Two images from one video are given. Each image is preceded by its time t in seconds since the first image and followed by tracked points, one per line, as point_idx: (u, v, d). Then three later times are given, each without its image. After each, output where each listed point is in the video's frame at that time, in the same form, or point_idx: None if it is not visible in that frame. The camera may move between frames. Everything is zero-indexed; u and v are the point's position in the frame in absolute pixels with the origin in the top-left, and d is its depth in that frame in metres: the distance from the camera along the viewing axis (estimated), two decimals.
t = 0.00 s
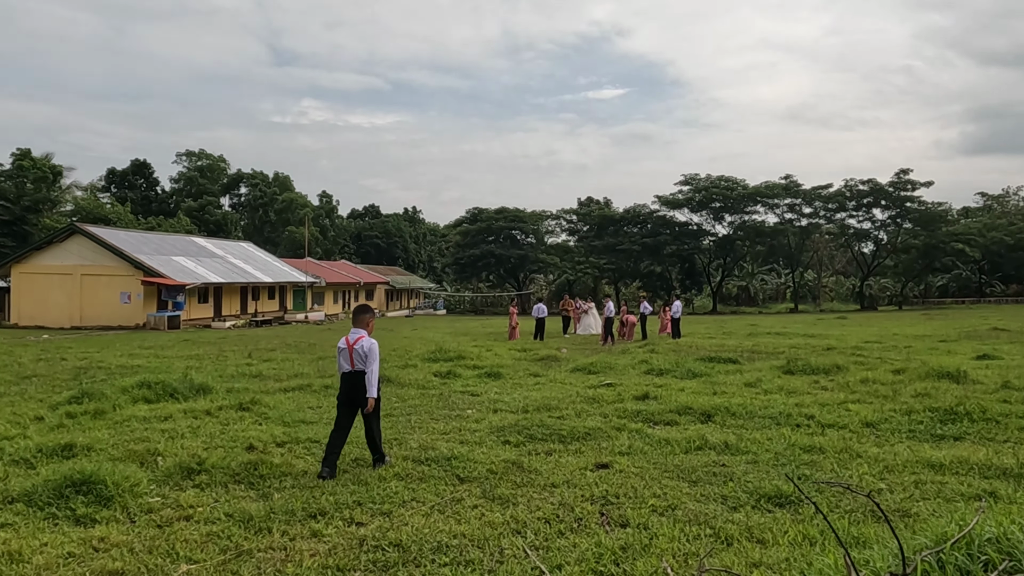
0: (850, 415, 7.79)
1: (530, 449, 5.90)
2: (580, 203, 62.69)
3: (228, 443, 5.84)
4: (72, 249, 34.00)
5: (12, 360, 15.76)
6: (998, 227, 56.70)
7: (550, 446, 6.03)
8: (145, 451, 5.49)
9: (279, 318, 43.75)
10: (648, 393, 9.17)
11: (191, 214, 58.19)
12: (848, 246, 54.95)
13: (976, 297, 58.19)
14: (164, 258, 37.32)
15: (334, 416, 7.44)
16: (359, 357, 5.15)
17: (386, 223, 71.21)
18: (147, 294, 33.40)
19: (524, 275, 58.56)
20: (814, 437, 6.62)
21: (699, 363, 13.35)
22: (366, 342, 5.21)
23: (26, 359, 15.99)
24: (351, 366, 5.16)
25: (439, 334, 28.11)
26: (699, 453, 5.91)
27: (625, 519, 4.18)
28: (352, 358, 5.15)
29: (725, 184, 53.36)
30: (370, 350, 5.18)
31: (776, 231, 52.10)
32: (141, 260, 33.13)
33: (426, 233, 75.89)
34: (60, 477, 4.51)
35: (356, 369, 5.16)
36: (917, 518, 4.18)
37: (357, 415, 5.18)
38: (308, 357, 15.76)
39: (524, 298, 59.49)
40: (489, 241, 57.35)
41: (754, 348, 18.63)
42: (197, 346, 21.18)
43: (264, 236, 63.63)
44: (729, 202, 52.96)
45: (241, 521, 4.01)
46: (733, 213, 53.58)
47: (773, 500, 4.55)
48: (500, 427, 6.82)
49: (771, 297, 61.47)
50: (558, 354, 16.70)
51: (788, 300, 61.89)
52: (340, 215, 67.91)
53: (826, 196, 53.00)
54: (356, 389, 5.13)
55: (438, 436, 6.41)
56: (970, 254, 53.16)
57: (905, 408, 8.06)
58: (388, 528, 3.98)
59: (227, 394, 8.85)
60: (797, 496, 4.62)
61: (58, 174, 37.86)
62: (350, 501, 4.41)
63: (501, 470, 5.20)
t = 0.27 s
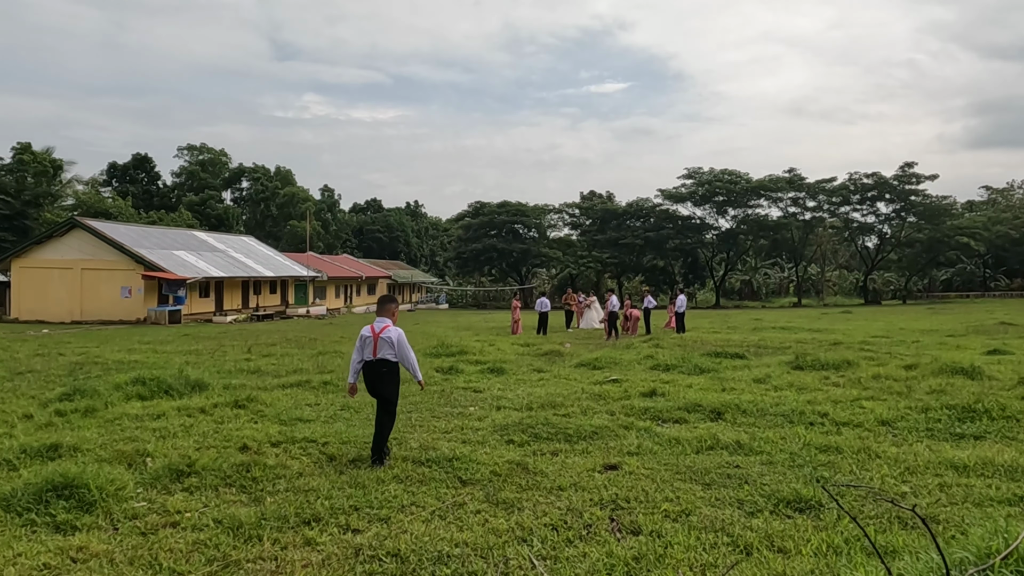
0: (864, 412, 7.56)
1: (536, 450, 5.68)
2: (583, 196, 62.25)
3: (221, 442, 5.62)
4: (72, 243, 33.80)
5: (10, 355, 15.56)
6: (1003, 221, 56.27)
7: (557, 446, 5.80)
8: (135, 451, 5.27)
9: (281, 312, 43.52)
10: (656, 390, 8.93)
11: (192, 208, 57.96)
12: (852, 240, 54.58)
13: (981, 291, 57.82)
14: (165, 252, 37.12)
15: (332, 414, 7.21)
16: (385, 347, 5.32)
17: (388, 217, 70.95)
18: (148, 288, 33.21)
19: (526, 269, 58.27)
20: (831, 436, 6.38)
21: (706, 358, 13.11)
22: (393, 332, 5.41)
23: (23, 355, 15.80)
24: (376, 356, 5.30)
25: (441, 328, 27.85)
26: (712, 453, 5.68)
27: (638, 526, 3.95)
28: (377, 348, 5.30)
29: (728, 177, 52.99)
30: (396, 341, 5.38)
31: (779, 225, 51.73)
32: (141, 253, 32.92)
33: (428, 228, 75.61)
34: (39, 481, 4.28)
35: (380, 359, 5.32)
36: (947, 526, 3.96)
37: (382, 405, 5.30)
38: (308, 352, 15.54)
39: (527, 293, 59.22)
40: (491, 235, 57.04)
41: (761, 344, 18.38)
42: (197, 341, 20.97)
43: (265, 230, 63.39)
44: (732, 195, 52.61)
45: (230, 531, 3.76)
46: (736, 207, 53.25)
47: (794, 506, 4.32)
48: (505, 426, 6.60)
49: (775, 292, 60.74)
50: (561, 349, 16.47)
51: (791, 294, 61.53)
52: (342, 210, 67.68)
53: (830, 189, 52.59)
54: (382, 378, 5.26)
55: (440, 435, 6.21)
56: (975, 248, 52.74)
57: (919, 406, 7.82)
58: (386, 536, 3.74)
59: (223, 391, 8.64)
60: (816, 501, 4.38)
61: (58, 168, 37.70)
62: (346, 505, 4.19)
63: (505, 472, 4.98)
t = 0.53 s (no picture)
0: (879, 406, 7.32)
1: (542, 445, 5.45)
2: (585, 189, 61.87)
3: (213, 437, 5.41)
4: (72, 235, 33.58)
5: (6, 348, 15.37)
6: (1008, 213, 55.88)
7: (564, 441, 5.57)
8: (123, 447, 5.05)
9: (282, 305, 43.32)
10: (663, 382, 8.71)
11: (193, 200, 57.72)
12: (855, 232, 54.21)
13: (985, 284, 57.43)
14: (165, 245, 36.90)
15: (330, 408, 6.99)
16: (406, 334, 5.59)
17: (390, 210, 70.70)
18: (148, 281, 33.00)
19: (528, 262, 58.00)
20: (846, 430, 6.15)
21: (713, 351, 12.87)
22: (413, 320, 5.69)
23: (20, 347, 15.61)
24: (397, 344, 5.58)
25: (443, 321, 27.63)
26: (725, 449, 5.46)
27: (650, 527, 3.73)
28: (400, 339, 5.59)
29: (731, 169, 52.58)
30: (417, 329, 5.65)
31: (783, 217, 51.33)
32: (141, 246, 32.69)
33: (430, 221, 75.33)
34: (18, 479, 4.05)
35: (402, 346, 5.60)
36: (978, 527, 3.75)
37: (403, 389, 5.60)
38: (308, 344, 15.35)
39: (529, 285, 58.97)
40: (493, 227, 56.74)
41: (766, 336, 18.13)
42: (196, 333, 20.78)
43: (266, 223, 63.14)
44: (735, 187, 52.24)
45: (217, 533, 3.54)
46: (739, 199, 52.87)
47: (813, 506, 4.09)
48: (509, 420, 6.37)
49: (778, 284, 60.41)
50: (565, 342, 16.22)
51: (794, 287, 61.23)
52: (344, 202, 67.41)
53: (833, 181, 52.17)
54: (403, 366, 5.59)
55: (442, 429, 5.99)
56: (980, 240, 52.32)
57: (934, 399, 7.58)
58: (382, 538, 3.52)
59: (219, 384, 8.42)
60: (838, 500, 4.15)
61: (58, 160, 37.56)
62: (341, 505, 3.96)
63: (509, 468, 4.76)
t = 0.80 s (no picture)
0: (896, 399, 7.05)
1: (550, 443, 5.18)
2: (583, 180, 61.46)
3: (200, 437, 5.11)
4: (66, 228, 33.21)
5: None
6: (1007, 203, 55.57)
7: (572, 438, 5.30)
8: (105, 446, 4.76)
9: (279, 298, 42.99)
10: (671, 375, 8.44)
11: (189, 193, 57.28)
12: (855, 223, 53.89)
13: (984, 275, 57.14)
14: (160, 237, 36.54)
15: (326, 404, 6.71)
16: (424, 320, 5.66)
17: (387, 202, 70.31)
18: (143, 274, 32.66)
19: (526, 254, 57.68)
20: (867, 426, 5.86)
21: (717, 342, 12.60)
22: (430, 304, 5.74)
23: (11, 341, 15.30)
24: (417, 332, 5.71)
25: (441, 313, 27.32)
26: (742, 446, 5.21)
27: (669, 533, 3.46)
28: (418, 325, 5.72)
29: (731, 160, 52.17)
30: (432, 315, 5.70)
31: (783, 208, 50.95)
32: (136, 239, 32.34)
33: (427, 213, 74.93)
34: None
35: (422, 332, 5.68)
36: (1023, 531, 3.49)
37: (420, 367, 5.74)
38: (305, 338, 15.06)
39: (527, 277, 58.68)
40: (491, 219, 56.35)
41: (770, 327, 17.84)
42: (192, 327, 20.47)
43: (263, 215, 62.72)
44: (734, 178, 51.83)
45: (201, 542, 3.26)
46: (738, 190, 52.51)
47: (842, 508, 3.82)
48: (512, 415, 6.10)
49: (777, 276, 59.70)
50: (566, 334, 15.95)
51: (793, 278, 60.98)
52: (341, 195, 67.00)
53: (833, 172, 51.76)
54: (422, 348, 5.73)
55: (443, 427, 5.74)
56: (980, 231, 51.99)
57: (952, 392, 7.31)
58: (381, 547, 3.25)
59: (212, 378, 8.14)
60: (868, 501, 3.88)
61: (51, 153, 37.46)
62: (336, 509, 3.69)
63: (514, 468, 4.48)
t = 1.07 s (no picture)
0: (920, 399, 6.77)
1: (565, 448, 4.89)
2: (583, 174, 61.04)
3: (193, 442, 4.82)
4: (62, 223, 32.85)
5: None
6: (1009, 197, 55.24)
7: (588, 443, 5.02)
8: (90, 454, 4.47)
9: (278, 293, 42.66)
10: (683, 374, 8.14)
11: (187, 188, 56.87)
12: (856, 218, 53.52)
13: (985, 269, 56.87)
14: (157, 233, 36.18)
15: (326, 405, 6.41)
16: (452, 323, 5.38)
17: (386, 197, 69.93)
18: (140, 269, 32.34)
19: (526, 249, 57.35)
20: (896, 428, 5.57)
21: (726, 338, 12.30)
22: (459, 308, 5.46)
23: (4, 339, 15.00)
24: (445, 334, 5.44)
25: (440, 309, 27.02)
26: (768, 450, 4.91)
27: (703, 552, 3.16)
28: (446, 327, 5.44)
29: (731, 154, 51.77)
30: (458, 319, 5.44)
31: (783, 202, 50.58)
32: (133, 234, 31.99)
33: (426, 208, 74.55)
34: None
35: (450, 335, 5.40)
36: None
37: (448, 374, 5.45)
38: (304, 334, 14.76)
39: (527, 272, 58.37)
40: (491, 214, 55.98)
41: (776, 323, 17.54)
42: (189, 323, 20.15)
43: (261, 210, 62.33)
44: (735, 173, 51.46)
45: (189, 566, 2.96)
46: (739, 184, 52.14)
47: (886, 522, 3.52)
48: (521, 417, 5.81)
49: (777, 270, 59.60)
50: (569, 330, 15.63)
51: (793, 273, 60.70)
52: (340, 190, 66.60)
53: (833, 166, 51.32)
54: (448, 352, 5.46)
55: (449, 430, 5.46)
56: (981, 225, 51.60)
57: (976, 391, 7.02)
58: (387, 569, 2.95)
59: (207, 377, 7.84)
60: (914, 513, 3.58)
61: (49, 148, 36.92)
62: (338, 525, 3.39)
63: (529, 476, 4.18)
